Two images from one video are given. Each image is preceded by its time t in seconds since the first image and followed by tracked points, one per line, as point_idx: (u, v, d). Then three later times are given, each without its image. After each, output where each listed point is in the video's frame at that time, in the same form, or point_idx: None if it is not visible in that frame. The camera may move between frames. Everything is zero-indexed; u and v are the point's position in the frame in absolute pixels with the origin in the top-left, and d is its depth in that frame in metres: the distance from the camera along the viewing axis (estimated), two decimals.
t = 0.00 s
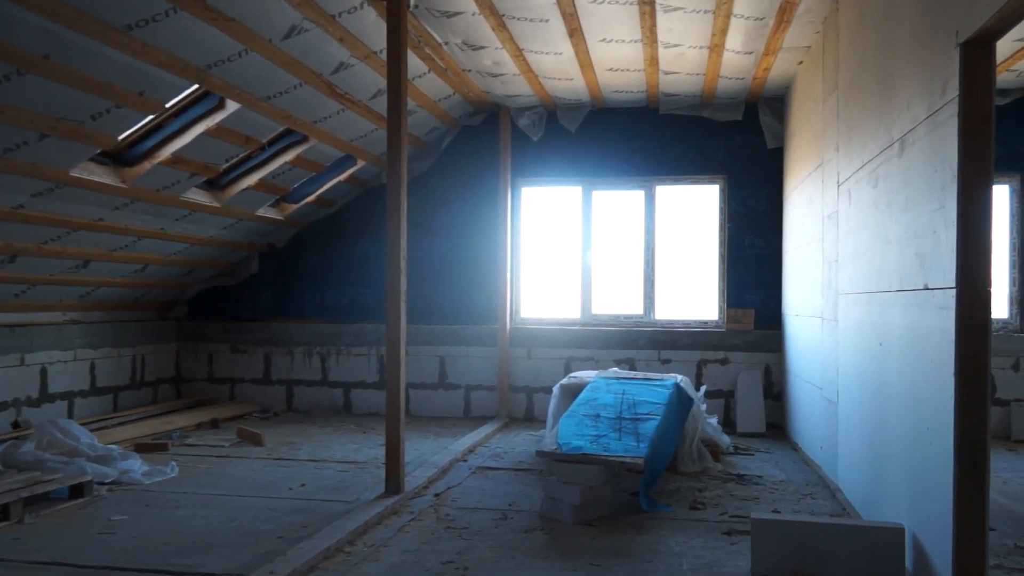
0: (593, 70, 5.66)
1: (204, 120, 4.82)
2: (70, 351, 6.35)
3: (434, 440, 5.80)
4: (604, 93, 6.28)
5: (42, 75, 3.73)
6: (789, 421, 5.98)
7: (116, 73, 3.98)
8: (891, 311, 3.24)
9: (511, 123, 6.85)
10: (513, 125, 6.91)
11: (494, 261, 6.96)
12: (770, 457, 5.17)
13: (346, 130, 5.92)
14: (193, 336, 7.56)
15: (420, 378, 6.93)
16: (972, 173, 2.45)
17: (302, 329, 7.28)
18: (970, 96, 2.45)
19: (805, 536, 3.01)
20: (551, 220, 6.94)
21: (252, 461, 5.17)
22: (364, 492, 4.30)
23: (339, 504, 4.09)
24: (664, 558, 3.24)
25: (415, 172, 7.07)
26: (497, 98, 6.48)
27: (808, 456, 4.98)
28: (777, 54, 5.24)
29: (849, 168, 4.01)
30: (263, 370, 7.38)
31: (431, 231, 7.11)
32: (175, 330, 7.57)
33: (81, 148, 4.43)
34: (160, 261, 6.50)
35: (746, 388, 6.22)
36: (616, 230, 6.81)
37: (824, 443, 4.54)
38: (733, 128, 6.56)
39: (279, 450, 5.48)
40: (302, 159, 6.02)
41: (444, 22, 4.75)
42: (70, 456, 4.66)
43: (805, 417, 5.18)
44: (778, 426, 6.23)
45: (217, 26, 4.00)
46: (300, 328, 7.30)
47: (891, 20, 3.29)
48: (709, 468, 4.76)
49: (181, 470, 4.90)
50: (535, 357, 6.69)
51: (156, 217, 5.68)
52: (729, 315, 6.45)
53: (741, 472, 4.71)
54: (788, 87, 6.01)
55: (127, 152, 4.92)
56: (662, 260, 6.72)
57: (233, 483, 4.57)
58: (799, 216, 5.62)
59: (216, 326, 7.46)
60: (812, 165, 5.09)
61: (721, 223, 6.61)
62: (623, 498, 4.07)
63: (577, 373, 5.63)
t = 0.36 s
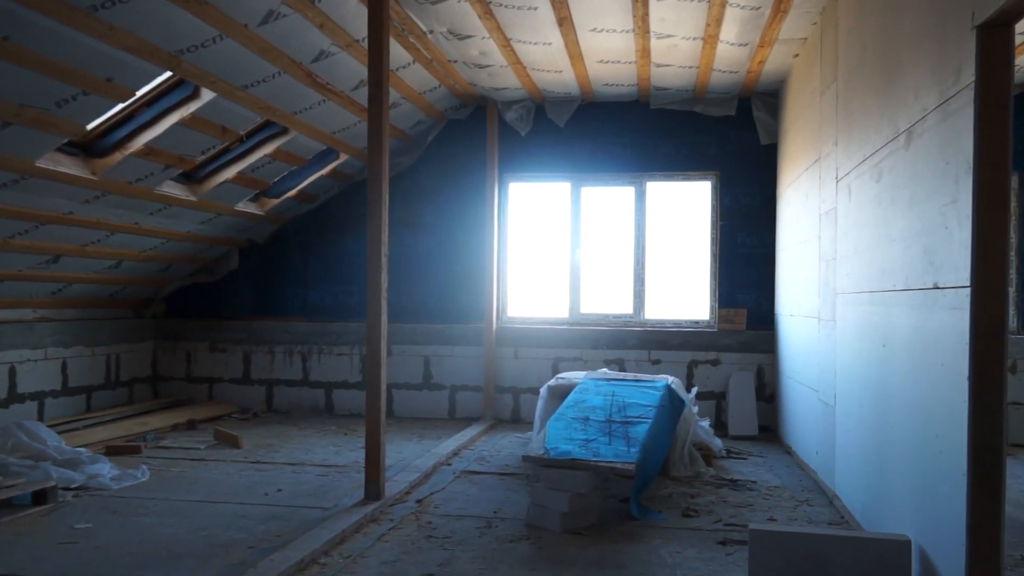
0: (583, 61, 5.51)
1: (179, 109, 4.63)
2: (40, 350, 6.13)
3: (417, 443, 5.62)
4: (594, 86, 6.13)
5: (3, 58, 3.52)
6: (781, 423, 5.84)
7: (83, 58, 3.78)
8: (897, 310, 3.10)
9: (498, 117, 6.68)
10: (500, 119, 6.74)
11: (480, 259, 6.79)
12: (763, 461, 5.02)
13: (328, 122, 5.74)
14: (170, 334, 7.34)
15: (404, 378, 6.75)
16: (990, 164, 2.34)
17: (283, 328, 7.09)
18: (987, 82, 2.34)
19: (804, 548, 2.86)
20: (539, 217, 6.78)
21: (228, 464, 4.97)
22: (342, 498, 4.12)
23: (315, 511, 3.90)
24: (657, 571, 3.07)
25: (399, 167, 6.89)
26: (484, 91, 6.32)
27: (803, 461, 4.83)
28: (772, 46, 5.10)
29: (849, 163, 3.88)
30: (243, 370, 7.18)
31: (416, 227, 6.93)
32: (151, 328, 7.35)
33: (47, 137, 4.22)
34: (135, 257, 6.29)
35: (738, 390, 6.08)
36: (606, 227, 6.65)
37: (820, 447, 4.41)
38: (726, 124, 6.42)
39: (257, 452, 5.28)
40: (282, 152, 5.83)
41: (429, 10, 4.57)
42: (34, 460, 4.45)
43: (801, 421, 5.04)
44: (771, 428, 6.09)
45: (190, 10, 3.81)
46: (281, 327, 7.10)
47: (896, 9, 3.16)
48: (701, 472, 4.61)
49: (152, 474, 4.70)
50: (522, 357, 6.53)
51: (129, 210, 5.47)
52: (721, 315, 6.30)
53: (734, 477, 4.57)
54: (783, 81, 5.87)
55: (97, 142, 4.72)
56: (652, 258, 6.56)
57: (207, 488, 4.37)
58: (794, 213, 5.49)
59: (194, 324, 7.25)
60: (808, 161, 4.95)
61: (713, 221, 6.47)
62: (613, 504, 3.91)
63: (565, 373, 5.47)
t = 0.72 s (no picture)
0: (574, 44, 5.31)
1: (147, 91, 4.40)
2: (6, 344, 5.87)
3: (401, 441, 5.42)
4: (585, 71, 5.94)
5: None
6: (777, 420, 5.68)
7: (42, 32, 3.53)
8: (910, 303, 2.93)
9: (485, 103, 6.46)
10: (487, 106, 6.52)
11: (467, 250, 6.58)
12: (759, 460, 4.85)
13: (308, 106, 5.50)
14: (144, 328, 7.09)
15: (388, 373, 6.54)
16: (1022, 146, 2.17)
17: (262, 321, 6.85)
18: (1017, 54, 2.17)
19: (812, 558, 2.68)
20: (528, 207, 6.58)
21: (202, 464, 4.75)
22: (321, 501, 3.90)
23: (292, 515, 3.69)
24: None
25: (383, 155, 6.66)
26: (472, 75, 6.10)
27: (801, 460, 4.67)
28: (771, 30, 4.92)
29: (854, 150, 3.71)
30: (220, 365, 6.94)
31: (400, 218, 6.70)
32: (125, 322, 7.10)
33: (5, 117, 3.97)
34: (106, 247, 6.04)
35: (732, 386, 5.92)
36: (596, 218, 6.46)
37: (819, 446, 4.24)
38: (721, 112, 6.23)
39: (233, 451, 5.06)
40: (260, 137, 5.59)
41: None
42: None
43: (798, 419, 4.87)
44: (765, 425, 5.92)
45: None
46: (260, 320, 6.86)
47: None
48: (696, 472, 4.42)
49: (121, 476, 4.46)
50: (509, 352, 6.33)
51: (98, 197, 5.22)
52: (714, 308, 6.13)
53: (730, 477, 4.39)
54: (780, 67, 5.69)
55: (60, 125, 4.48)
56: (644, 250, 6.38)
57: (177, 490, 4.15)
58: (791, 204, 5.31)
59: (170, 317, 7.00)
60: (808, 150, 4.77)
61: (706, 212, 6.29)
62: (606, 507, 3.72)
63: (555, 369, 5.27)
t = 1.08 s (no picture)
0: (563, 29, 5.10)
1: (112, 70, 4.16)
2: None
3: (382, 442, 5.19)
4: (573, 57, 5.73)
5: None
6: (771, 418, 5.50)
7: None
8: (924, 298, 2.74)
9: (469, 90, 6.23)
10: (472, 93, 6.30)
11: (451, 243, 6.35)
12: (754, 460, 4.67)
13: (284, 91, 5.26)
14: (114, 323, 6.81)
15: (368, 370, 6.31)
16: None
17: (237, 316, 6.60)
18: None
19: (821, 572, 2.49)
20: (514, 199, 6.36)
21: (172, 467, 4.51)
22: (296, 508, 3.68)
23: (264, 525, 3.46)
24: None
25: (363, 144, 6.42)
26: (456, 60, 5.87)
27: (798, 460, 4.49)
28: (768, 15, 4.73)
29: (858, 137, 3.52)
30: (193, 362, 6.68)
31: (381, 209, 6.46)
32: (93, 317, 6.81)
33: None
34: (71, 238, 5.76)
35: (724, 383, 5.74)
36: (584, 210, 6.26)
37: (820, 446, 4.07)
38: (713, 100, 6.04)
39: (204, 454, 4.82)
40: (234, 123, 5.33)
41: None
42: None
43: (795, 418, 4.69)
44: (758, 423, 5.75)
45: None
46: (235, 315, 6.60)
47: None
48: (691, 474, 4.23)
49: (83, 482, 4.22)
50: (495, 348, 6.12)
51: (60, 185, 4.95)
52: (706, 303, 5.94)
53: (726, 479, 4.20)
54: (775, 54, 5.51)
55: (16, 106, 4.21)
56: (633, 243, 6.18)
57: (143, 497, 3.91)
58: (786, 195, 5.14)
59: (141, 313, 6.73)
60: (805, 139, 4.58)
61: (697, 204, 6.10)
62: (598, 512, 3.52)
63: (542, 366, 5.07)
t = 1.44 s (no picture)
0: (552, 14, 4.86)
1: (74, 53, 3.87)
2: None
3: (363, 447, 4.94)
4: (563, 45, 5.49)
5: None
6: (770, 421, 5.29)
7: None
8: (951, 296, 2.52)
9: (455, 80, 5.98)
10: (457, 83, 6.04)
11: (436, 239, 6.10)
12: (755, 468, 4.46)
13: (260, 79, 4.99)
14: (84, 322, 6.52)
15: (350, 371, 6.05)
16: None
17: (213, 315, 6.29)
18: None
19: None
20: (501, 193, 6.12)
21: (138, 476, 4.24)
22: (268, 522, 3.42)
23: (233, 541, 3.21)
24: None
25: (344, 136, 6.16)
26: (441, 49, 5.62)
27: (802, 468, 4.28)
28: None
29: (868, 123, 3.29)
30: (167, 362, 6.36)
31: (363, 203, 6.20)
32: (62, 315, 6.52)
33: None
34: (36, 232, 5.47)
35: (720, 385, 5.53)
36: (575, 205, 6.02)
37: (826, 453, 3.85)
38: (708, 90, 5.81)
39: (173, 461, 4.55)
40: (208, 114, 5.06)
41: None
42: None
43: (797, 423, 4.48)
44: (756, 426, 5.54)
45: None
46: (211, 314, 6.32)
47: None
48: (689, 483, 4.01)
49: (41, 492, 3.94)
50: (482, 348, 5.88)
51: (21, 176, 4.66)
52: (701, 301, 5.73)
53: (727, 488, 3.98)
54: (773, 42, 5.29)
55: None
56: (626, 238, 5.95)
57: (104, 509, 3.64)
58: (785, 189, 4.92)
59: (112, 311, 6.44)
60: (807, 129, 4.36)
61: (692, 198, 5.88)
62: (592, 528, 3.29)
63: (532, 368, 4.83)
